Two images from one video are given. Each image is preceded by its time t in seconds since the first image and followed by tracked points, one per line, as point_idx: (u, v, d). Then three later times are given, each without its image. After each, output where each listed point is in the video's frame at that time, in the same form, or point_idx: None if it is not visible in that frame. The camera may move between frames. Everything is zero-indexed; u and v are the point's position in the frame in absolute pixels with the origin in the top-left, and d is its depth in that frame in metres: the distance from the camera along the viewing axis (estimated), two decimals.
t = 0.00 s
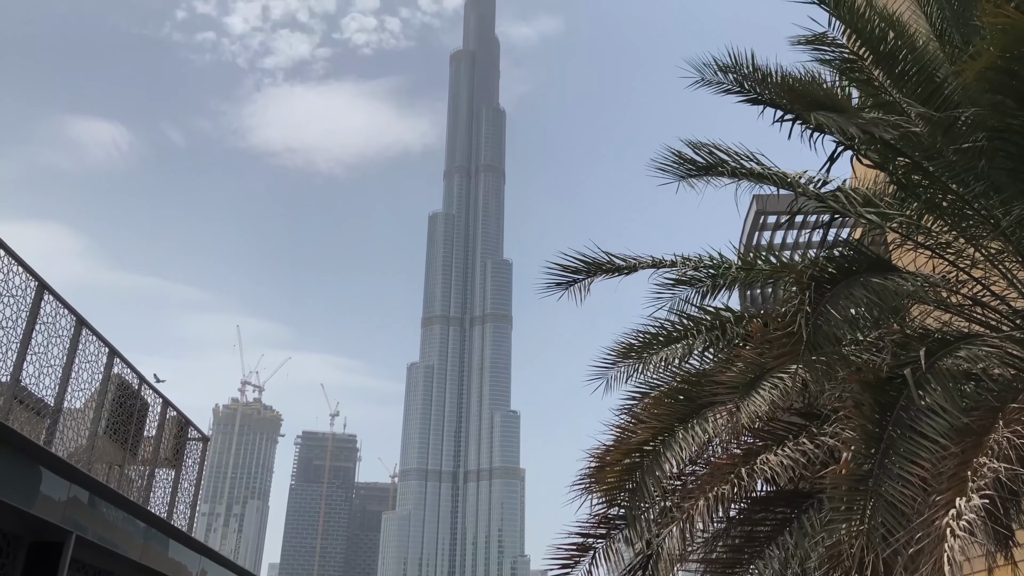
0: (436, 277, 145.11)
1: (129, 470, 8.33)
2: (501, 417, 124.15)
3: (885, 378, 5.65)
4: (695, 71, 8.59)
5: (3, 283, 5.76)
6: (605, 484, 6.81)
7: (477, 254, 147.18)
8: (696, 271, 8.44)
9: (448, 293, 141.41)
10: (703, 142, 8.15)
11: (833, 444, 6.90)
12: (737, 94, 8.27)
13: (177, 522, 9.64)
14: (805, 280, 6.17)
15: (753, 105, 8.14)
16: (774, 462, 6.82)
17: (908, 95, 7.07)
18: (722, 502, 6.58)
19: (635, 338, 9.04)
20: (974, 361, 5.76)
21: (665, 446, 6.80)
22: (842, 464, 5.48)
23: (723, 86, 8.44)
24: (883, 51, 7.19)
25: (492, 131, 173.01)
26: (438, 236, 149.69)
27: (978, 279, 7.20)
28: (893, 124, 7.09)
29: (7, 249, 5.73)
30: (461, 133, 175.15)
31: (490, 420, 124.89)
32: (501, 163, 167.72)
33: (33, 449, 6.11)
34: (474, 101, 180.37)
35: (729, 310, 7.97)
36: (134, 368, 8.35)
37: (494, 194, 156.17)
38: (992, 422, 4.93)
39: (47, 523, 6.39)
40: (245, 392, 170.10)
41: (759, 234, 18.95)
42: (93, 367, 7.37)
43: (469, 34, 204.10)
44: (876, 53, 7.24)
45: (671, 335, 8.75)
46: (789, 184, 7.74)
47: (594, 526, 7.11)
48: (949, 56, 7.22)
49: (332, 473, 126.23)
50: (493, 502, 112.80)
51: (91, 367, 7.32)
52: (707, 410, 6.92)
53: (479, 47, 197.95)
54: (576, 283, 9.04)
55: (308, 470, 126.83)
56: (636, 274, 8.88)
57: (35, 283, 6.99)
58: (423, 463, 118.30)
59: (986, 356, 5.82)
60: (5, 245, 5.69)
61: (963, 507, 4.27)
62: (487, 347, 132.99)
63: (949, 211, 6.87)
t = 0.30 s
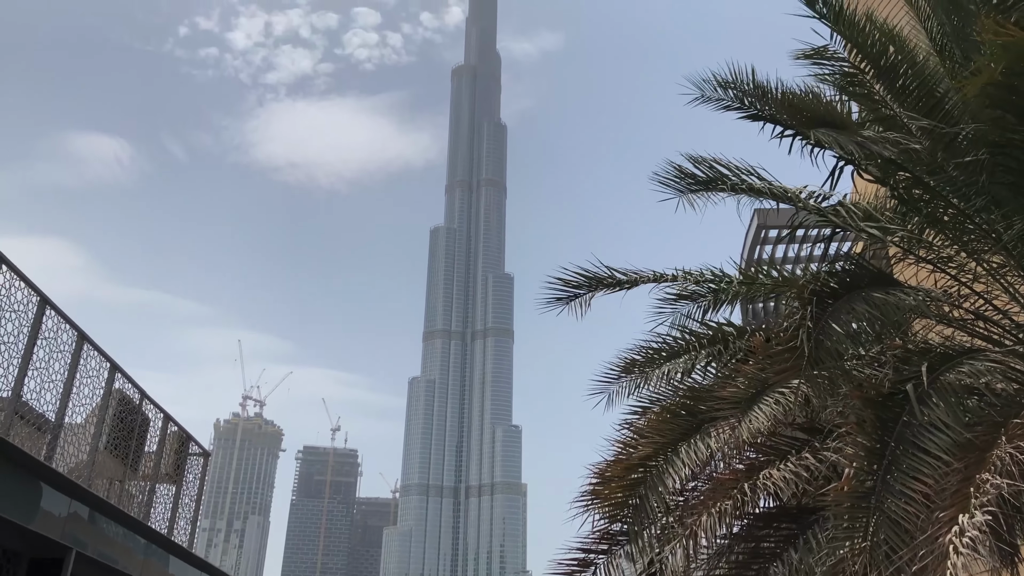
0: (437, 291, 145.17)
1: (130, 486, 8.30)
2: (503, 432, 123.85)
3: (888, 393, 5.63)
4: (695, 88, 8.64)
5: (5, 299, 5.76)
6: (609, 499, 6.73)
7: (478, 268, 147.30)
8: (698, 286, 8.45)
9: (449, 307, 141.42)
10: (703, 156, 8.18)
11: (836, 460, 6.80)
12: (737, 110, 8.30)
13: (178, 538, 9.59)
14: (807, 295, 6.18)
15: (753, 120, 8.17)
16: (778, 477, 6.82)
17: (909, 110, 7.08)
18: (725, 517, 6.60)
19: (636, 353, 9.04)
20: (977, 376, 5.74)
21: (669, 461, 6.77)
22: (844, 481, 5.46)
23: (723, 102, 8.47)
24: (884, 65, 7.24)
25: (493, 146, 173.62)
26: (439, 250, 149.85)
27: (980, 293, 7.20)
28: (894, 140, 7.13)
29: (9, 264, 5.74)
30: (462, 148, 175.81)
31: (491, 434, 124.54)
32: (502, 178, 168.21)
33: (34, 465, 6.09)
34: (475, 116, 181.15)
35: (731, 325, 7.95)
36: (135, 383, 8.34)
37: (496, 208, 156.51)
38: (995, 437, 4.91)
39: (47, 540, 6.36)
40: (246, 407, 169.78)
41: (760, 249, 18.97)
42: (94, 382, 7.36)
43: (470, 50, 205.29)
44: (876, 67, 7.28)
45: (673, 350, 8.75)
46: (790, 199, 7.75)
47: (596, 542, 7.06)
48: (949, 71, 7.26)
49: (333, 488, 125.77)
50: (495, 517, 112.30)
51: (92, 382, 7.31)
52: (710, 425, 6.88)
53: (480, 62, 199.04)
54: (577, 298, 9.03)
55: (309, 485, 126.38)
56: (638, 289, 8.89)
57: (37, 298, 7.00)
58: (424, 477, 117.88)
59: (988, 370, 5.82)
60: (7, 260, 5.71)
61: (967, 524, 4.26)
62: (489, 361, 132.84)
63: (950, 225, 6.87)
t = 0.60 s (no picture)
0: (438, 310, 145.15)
1: (129, 506, 8.26)
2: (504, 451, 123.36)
3: (889, 414, 5.62)
4: (695, 110, 8.69)
5: (6, 318, 5.77)
6: (611, 521, 6.73)
7: (479, 287, 147.34)
8: (699, 305, 8.46)
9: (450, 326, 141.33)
10: (702, 175, 8.20)
11: (837, 481, 6.74)
12: (736, 131, 8.35)
13: (177, 558, 9.53)
14: (808, 315, 6.19)
15: (753, 141, 8.21)
16: (779, 497, 6.80)
17: (910, 130, 7.14)
18: (727, 537, 6.56)
19: (637, 372, 9.03)
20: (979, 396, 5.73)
21: (671, 482, 6.74)
22: (846, 502, 5.44)
23: (722, 124, 8.51)
24: (884, 86, 7.26)
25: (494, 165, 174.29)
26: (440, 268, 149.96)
27: (982, 312, 7.19)
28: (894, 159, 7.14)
29: (11, 284, 5.75)
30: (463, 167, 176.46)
31: (492, 453, 124.03)
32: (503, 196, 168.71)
33: (33, 485, 6.07)
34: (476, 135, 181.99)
35: (733, 344, 7.95)
36: (135, 402, 8.32)
37: (497, 227, 156.84)
38: (998, 458, 4.90)
39: (45, 561, 6.32)
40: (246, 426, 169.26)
41: (760, 267, 18.98)
42: (94, 401, 7.34)
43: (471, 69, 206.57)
44: (876, 88, 7.30)
45: (674, 369, 8.74)
46: (788, 218, 7.76)
47: (597, 563, 7.02)
48: (948, 92, 7.31)
49: (333, 507, 125.07)
50: (496, 537, 111.61)
51: (92, 402, 7.30)
52: (712, 445, 6.86)
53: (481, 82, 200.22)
54: (577, 318, 9.03)
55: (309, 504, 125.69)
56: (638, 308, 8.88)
57: (38, 317, 7.01)
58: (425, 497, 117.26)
59: (990, 391, 5.81)
60: (9, 280, 5.72)
61: (970, 547, 4.24)
62: (490, 379, 132.56)
63: (951, 245, 6.88)
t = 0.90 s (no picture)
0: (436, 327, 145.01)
1: (125, 525, 8.21)
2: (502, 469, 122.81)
3: (888, 433, 5.61)
4: (692, 132, 8.74)
5: (4, 336, 5.76)
6: (610, 541, 6.69)
7: (478, 304, 147.31)
8: (697, 324, 8.43)
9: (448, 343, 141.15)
10: (699, 194, 8.23)
11: (837, 501, 6.69)
12: (733, 151, 8.40)
13: None
14: (806, 333, 6.20)
15: (751, 161, 8.27)
16: (779, 516, 6.78)
17: (908, 149, 7.16)
18: (727, 557, 6.53)
19: (636, 391, 9.02)
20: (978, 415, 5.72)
21: (669, 502, 6.71)
22: (845, 522, 5.42)
23: (720, 145, 8.56)
24: (880, 105, 7.31)
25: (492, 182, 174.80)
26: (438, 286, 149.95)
27: (980, 331, 7.18)
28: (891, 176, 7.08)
29: (9, 302, 5.75)
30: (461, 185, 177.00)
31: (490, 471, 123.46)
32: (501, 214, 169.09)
33: (28, 504, 6.03)
34: (474, 153, 182.68)
35: (732, 362, 7.96)
36: (132, 421, 8.29)
37: (495, 244, 157.04)
38: (998, 477, 4.89)
39: None
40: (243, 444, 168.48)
41: (758, 285, 19.00)
42: (90, 420, 7.32)
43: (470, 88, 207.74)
44: (874, 108, 7.35)
45: (673, 388, 8.72)
46: (783, 235, 7.75)
47: None
48: (945, 112, 7.36)
49: (330, 526, 124.25)
50: (494, 556, 110.84)
51: (89, 420, 7.27)
52: (710, 464, 6.84)
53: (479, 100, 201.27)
54: (575, 336, 9.03)
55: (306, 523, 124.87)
56: (636, 327, 8.87)
57: (35, 334, 6.99)
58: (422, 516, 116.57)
59: (989, 409, 5.81)
60: (7, 299, 5.72)
61: (971, 567, 4.22)
62: (488, 397, 132.21)
63: (948, 263, 6.90)
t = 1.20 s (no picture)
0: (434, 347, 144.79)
1: (120, 546, 8.14)
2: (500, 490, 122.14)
3: (887, 453, 5.61)
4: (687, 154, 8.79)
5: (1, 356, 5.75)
6: (607, 563, 6.65)
7: (476, 324, 147.18)
8: (695, 344, 8.42)
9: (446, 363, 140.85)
10: (696, 214, 8.25)
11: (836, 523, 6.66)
12: (729, 172, 8.45)
13: None
14: (804, 353, 6.22)
15: (747, 183, 8.31)
16: (778, 537, 6.73)
17: (904, 170, 7.21)
18: None
19: (634, 411, 8.99)
20: (978, 436, 5.71)
21: (668, 523, 6.67)
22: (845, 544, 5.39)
23: (716, 167, 8.60)
24: (876, 127, 7.36)
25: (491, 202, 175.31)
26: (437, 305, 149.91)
27: (979, 351, 7.18)
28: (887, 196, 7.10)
29: (6, 321, 5.75)
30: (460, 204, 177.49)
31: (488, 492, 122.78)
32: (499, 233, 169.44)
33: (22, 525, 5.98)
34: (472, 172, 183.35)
35: (731, 383, 7.97)
36: (128, 441, 8.26)
37: (493, 264, 157.21)
38: (997, 498, 4.87)
39: None
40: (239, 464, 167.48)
41: (756, 305, 19.02)
42: (86, 440, 7.28)
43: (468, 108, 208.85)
44: (870, 129, 7.39)
45: (671, 409, 8.70)
46: (781, 255, 7.81)
47: None
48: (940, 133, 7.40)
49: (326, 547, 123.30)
50: None
51: (84, 440, 7.24)
52: (709, 485, 6.81)
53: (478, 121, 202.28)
54: (572, 358, 9.02)
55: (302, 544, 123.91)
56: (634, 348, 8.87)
57: (32, 354, 6.98)
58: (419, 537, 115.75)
59: (988, 430, 5.79)
60: (5, 318, 5.71)
61: None
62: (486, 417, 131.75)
63: (945, 283, 6.92)
